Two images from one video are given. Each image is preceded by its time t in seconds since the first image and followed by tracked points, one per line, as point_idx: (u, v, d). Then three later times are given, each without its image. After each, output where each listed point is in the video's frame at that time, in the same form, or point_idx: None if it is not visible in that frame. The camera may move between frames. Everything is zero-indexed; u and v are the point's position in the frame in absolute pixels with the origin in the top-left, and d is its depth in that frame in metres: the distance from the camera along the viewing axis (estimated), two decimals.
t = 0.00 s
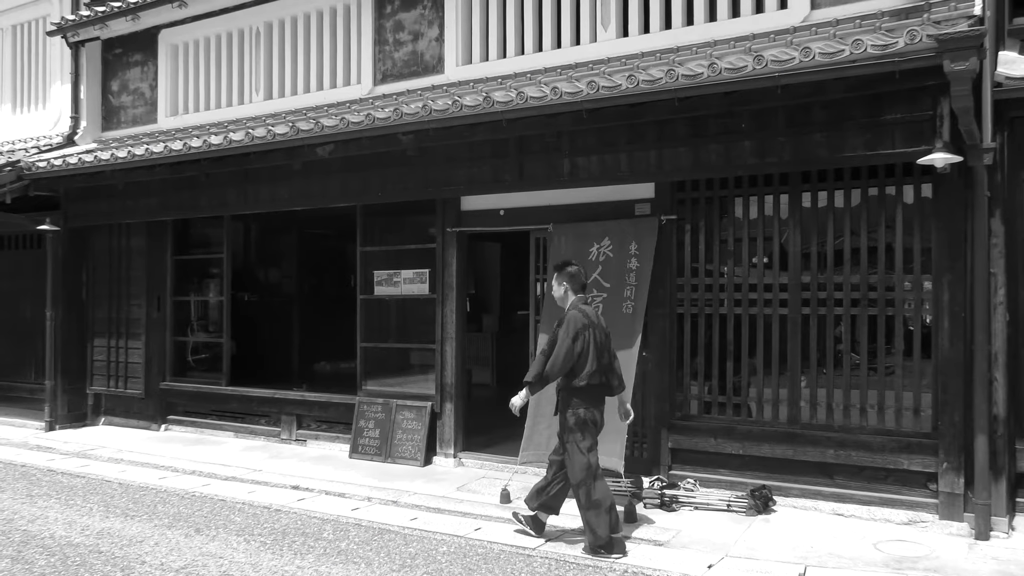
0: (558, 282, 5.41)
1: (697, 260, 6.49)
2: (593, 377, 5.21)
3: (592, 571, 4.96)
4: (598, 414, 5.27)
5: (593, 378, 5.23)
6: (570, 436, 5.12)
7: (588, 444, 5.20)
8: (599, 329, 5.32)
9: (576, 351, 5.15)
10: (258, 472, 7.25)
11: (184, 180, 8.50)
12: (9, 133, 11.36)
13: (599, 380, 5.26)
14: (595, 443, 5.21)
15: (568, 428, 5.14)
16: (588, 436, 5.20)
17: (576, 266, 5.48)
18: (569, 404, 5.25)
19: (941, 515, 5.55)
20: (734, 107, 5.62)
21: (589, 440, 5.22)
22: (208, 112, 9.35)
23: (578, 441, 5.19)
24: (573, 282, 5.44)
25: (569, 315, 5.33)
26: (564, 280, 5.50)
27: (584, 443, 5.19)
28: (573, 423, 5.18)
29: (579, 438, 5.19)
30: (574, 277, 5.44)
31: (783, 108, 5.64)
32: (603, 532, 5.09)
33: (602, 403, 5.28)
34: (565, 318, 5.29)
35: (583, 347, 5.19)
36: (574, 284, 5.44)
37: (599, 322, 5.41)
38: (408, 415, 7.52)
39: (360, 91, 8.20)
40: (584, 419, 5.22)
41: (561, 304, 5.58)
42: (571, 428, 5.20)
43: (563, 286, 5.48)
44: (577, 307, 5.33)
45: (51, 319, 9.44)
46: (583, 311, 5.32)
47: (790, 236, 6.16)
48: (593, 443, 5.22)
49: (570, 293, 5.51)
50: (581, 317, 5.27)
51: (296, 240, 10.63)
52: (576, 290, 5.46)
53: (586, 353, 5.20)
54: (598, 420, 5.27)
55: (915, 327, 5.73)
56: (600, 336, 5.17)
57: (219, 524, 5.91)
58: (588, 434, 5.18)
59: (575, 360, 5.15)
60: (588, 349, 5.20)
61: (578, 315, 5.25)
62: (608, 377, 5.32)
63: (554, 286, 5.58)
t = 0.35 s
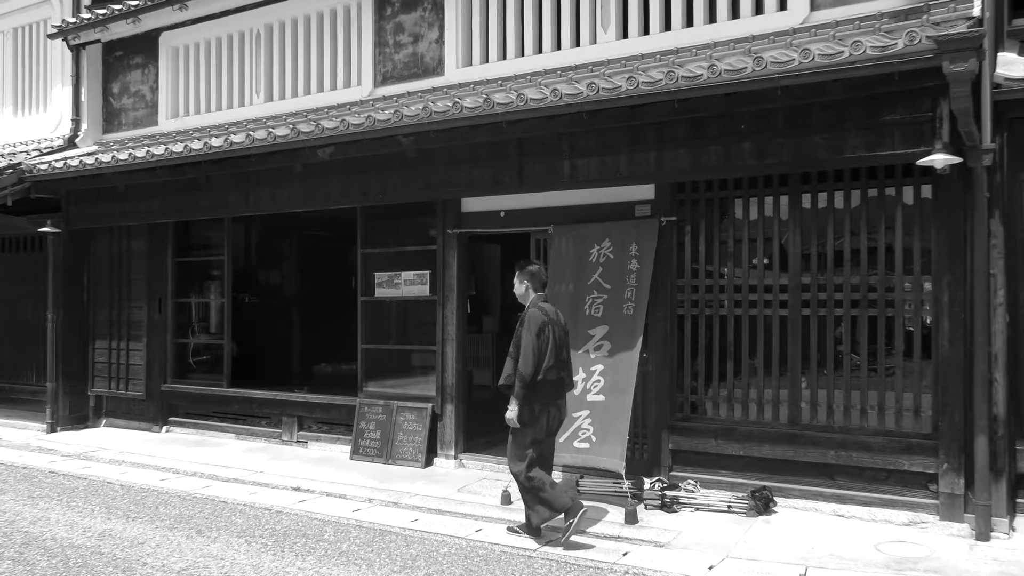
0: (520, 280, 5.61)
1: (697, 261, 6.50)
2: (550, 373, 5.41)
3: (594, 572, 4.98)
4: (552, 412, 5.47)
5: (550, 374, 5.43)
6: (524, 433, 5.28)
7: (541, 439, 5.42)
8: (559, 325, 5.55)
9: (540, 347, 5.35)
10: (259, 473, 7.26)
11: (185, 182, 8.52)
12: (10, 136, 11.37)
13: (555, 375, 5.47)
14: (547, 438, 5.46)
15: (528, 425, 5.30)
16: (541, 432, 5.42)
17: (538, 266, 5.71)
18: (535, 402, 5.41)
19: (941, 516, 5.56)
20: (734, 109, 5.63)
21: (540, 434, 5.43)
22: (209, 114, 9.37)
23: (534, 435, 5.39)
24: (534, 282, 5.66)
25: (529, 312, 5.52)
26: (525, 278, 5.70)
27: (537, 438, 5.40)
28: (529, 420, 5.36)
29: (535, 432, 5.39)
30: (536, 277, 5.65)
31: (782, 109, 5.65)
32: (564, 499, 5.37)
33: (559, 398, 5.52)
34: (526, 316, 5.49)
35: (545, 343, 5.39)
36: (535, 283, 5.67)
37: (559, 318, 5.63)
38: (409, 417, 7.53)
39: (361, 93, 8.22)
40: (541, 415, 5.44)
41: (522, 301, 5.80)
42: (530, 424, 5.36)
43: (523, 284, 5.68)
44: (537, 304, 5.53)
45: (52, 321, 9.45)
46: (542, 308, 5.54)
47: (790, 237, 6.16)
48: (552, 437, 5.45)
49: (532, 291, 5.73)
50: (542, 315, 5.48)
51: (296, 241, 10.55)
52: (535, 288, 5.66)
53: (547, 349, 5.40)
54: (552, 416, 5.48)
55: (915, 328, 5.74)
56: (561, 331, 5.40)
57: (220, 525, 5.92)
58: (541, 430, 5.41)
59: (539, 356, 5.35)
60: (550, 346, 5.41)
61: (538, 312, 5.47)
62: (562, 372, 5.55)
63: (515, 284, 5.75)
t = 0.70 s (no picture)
0: (493, 284, 5.63)
1: (703, 261, 6.50)
2: (526, 371, 5.57)
3: (600, 573, 4.99)
4: (526, 410, 5.62)
5: (524, 373, 5.59)
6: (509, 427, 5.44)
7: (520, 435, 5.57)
8: (532, 325, 5.70)
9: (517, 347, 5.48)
10: (265, 473, 7.27)
11: (191, 184, 8.54)
12: (18, 137, 11.42)
13: (529, 374, 5.63)
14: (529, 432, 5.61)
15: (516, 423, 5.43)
16: (522, 427, 5.57)
17: (508, 268, 5.76)
18: (515, 399, 5.56)
19: (948, 517, 5.54)
20: (740, 108, 5.62)
21: (519, 431, 5.58)
22: (215, 115, 9.39)
23: (515, 431, 5.54)
24: (505, 285, 5.70)
25: (502, 316, 5.58)
26: (495, 282, 5.73)
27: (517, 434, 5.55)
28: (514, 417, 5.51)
29: (516, 429, 5.54)
30: (508, 279, 5.69)
31: (788, 109, 5.64)
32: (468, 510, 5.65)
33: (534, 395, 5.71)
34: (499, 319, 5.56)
35: (522, 343, 5.54)
36: (507, 286, 5.70)
37: (531, 320, 5.75)
38: (415, 416, 7.54)
39: (367, 93, 8.23)
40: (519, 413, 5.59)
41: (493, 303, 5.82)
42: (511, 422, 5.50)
43: (495, 287, 5.71)
44: (510, 308, 5.60)
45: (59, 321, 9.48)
46: (515, 311, 5.61)
47: (796, 237, 6.16)
48: (534, 432, 5.60)
49: (503, 293, 5.75)
50: (516, 317, 5.58)
51: (302, 242, 10.49)
52: (508, 291, 5.72)
53: (524, 348, 5.57)
54: (527, 413, 5.64)
55: (922, 328, 5.72)
56: (536, 331, 5.56)
57: (227, 525, 5.94)
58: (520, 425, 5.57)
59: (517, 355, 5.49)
60: (525, 345, 5.57)
61: (514, 315, 5.55)
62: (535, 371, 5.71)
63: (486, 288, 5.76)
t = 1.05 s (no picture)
0: (469, 286, 5.76)
1: (717, 262, 6.49)
2: (501, 371, 5.70)
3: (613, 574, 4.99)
4: (501, 408, 5.74)
5: (499, 372, 5.71)
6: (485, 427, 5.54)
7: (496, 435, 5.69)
8: (506, 326, 5.82)
9: (491, 348, 5.58)
10: (279, 473, 7.31)
11: (205, 184, 8.59)
12: (35, 138, 11.51)
13: (503, 373, 5.76)
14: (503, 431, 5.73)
15: (489, 423, 5.53)
16: (496, 427, 5.68)
17: (486, 270, 5.91)
18: (489, 399, 5.67)
19: (964, 519, 5.51)
20: (754, 108, 5.60)
21: (494, 430, 5.69)
22: (229, 116, 9.44)
23: (490, 430, 5.65)
24: (482, 286, 5.83)
25: (478, 317, 5.70)
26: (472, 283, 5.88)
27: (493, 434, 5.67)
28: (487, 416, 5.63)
29: (490, 427, 5.66)
30: (484, 281, 5.84)
31: (802, 109, 5.61)
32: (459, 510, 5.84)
33: (509, 394, 5.80)
34: (474, 321, 5.68)
35: (495, 344, 5.66)
36: (483, 288, 5.84)
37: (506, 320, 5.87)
38: (428, 417, 7.54)
39: (380, 94, 8.25)
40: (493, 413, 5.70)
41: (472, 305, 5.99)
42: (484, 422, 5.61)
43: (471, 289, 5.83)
44: (485, 309, 5.72)
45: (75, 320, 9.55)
46: (491, 312, 5.73)
47: (810, 238, 6.13)
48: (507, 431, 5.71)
49: (479, 294, 5.92)
50: (491, 318, 5.70)
51: (315, 242, 10.37)
52: (484, 292, 5.86)
53: (498, 350, 5.68)
54: (502, 412, 5.74)
55: (937, 329, 5.69)
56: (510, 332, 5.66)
57: (242, 524, 5.97)
58: (495, 425, 5.67)
59: (490, 356, 5.60)
60: (499, 346, 5.69)
61: (489, 316, 5.67)
62: (510, 370, 5.83)
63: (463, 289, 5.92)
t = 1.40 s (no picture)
0: (456, 283, 5.96)
1: (738, 262, 6.46)
2: (485, 368, 5.82)
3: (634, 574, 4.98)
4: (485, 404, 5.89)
5: (483, 369, 5.84)
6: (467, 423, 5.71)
7: (479, 429, 5.85)
8: (492, 324, 5.93)
9: (470, 345, 5.73)
10: (300, 472, 7.35)
11: (227, 185, 8.66)
12: (59, 140, 11.66)
13: (489, 370, 5.88)
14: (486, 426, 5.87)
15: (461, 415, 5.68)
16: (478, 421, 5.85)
17: (476, 269, 6.08)
18: (471, 393, 5.84)
19: (989, 522, 5.44)
20: (776, 108, 5.57)
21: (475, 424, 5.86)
22: (250, 118, 9.50)
23: (472, 424, 5.83)
24: (470, 284, 6.03)
25: (463, 313, 5.88)
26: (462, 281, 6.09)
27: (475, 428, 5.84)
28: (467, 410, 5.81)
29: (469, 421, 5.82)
30: (471, 279, 6.01)
31: (824, 108, 5.57)
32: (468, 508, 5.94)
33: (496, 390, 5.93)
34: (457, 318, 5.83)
35: (476, 342, 5.78)
36: (470, 285, 6.02)
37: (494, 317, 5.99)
38: (449, 417, 7.54)
39: (400, 95, 8.27)
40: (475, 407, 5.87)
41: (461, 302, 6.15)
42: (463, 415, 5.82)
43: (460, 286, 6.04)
44: (470, 305, 5.90)
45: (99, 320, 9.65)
46: (476, 310, 5.88)
47: (832, 237, 6.09)
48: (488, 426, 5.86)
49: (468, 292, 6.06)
50: (475, 315, 5.84)
51: (335, 243, 10.41)
52: (471, 290, 6.03)
53: (480, 348, 5.79)
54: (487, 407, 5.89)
55: (962, 330, 5.63)
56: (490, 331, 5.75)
57: (264, 523, 6.01)
58: (475, 420, 5.83)
59: (470, 354, 5.73)
60: (482, 345, 5.79)
61: (472, 313, 5.83)
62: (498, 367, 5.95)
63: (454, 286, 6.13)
